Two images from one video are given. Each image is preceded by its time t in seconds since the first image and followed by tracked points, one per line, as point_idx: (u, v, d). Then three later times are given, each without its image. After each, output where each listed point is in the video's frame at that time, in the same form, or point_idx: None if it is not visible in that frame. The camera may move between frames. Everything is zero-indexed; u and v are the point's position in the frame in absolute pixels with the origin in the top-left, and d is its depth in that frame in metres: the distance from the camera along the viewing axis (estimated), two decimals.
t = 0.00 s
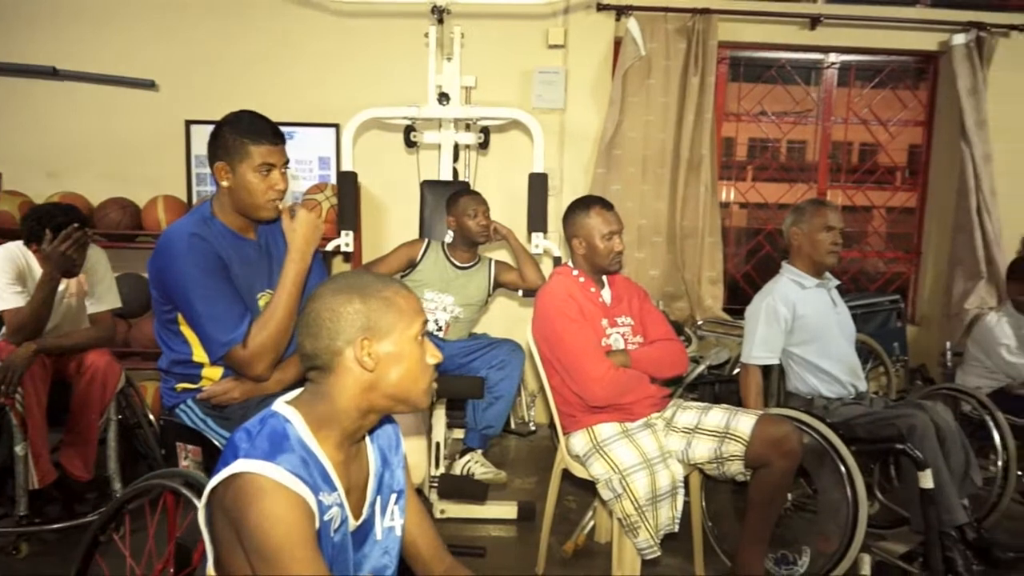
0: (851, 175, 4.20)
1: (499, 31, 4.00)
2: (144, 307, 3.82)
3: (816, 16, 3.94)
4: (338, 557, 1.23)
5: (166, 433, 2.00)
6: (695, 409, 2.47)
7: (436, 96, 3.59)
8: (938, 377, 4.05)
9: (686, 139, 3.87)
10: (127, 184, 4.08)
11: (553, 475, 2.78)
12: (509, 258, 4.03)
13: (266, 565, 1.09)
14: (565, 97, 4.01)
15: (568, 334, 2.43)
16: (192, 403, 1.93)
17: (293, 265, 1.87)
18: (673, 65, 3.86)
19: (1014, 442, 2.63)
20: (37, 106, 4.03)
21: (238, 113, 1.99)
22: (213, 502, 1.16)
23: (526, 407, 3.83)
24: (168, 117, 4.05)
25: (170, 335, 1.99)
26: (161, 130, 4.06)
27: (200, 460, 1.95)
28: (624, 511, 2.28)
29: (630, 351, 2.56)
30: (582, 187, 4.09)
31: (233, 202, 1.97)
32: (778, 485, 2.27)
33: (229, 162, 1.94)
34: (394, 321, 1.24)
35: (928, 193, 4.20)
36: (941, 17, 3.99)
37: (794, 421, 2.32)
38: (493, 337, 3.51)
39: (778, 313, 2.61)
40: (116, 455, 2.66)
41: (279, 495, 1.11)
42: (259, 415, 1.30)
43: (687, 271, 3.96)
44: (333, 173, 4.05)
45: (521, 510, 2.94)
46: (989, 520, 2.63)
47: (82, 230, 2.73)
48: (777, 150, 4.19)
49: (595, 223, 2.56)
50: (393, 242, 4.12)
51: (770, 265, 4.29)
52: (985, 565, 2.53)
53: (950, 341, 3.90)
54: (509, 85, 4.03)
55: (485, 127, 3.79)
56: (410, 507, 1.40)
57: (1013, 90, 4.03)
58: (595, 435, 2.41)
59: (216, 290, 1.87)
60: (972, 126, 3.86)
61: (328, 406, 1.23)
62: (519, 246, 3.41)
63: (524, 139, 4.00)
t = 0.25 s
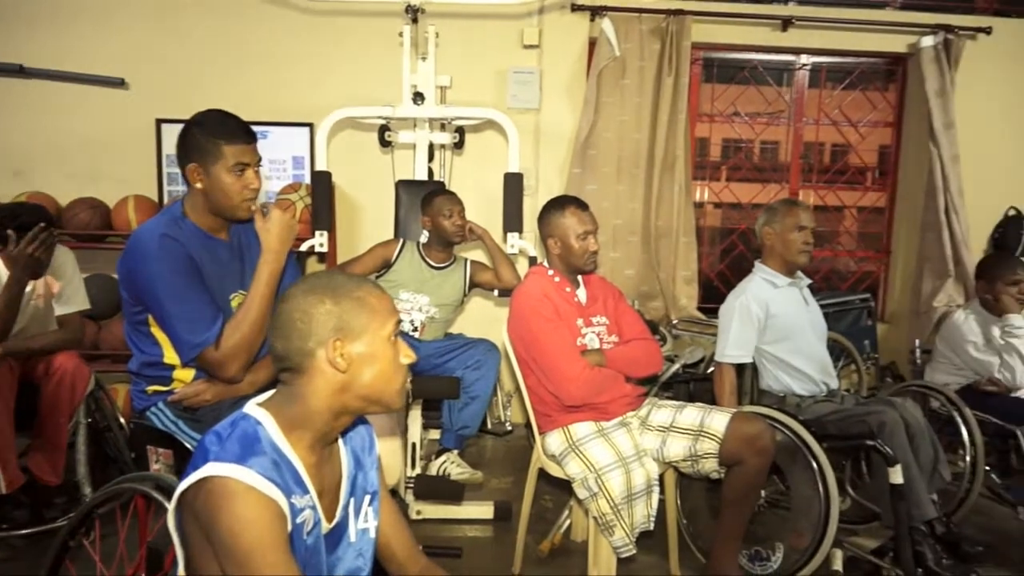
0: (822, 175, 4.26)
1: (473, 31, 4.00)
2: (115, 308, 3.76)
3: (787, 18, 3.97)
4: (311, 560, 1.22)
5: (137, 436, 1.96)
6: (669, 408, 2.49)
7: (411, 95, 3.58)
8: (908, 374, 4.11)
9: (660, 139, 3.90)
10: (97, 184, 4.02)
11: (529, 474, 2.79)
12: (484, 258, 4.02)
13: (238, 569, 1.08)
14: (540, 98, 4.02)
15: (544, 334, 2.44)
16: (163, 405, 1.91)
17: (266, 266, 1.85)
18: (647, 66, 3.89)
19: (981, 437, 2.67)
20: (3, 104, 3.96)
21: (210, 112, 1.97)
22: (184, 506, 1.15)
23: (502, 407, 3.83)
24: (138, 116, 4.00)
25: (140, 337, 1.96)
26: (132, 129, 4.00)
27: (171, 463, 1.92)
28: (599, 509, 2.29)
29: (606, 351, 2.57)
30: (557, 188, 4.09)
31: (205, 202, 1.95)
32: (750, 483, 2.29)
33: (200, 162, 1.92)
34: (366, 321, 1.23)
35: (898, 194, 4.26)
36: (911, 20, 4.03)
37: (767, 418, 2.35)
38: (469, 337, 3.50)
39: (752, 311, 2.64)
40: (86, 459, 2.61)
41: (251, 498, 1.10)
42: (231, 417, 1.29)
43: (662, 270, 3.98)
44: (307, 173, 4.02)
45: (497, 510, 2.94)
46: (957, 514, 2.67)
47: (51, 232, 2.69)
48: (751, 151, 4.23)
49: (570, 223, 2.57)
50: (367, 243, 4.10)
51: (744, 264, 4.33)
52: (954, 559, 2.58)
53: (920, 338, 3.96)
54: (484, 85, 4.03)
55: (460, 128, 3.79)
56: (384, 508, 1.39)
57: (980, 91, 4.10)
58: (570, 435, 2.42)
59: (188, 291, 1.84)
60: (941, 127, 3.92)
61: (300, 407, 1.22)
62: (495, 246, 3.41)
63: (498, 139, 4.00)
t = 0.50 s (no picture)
0: (795, 175, 4.30)
1: (448, 30, 3.99)
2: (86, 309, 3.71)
3: (761, 19, 4.00)
4: (285, 562, 1.21)
5: (108, 439, 1.94)
6: (645, 406, 2.50)
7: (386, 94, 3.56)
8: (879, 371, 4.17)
9: (636, 138, 3.91)
10: (67, 183, 3.96)
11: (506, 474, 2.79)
12: (461, 258, 4.02)
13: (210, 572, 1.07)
14: (516, 97, 4.02)
15: (520, 333, 2.44)
16: (135, 407, 1.88)
17: (240, 266, 1.84)
18: (622, 66, 3.90)
19: (950, 433, 2.71)
20: None
21: (182, 111, 1.95)
22: (155, 510, 1.14)
23: (479, 407, 3.82)
24: (109, 114, 3.94)
25: (111, 339, 1.94)
26: (102, 127, 3.95)
27: (143, 466, 1.89)
28: (576, 508, 2.29)
29: (582, 349, 2.58)
30: (534, 187, 4.10)
31: (177, 202, 1.93)
32: (725, 480, 2.31)
33: (172, 162, 1.90)
34: (340, 321, 1.23)
35: (869, 193, 4.31)
36: (882, 22, 4.08)
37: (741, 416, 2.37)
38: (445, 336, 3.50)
39: (726, 310, 2.66)
40: (56, 463, 2.59)
41: (223, 501, 1.09)
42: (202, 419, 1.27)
43: (638, 269, 4.00)
44: (281, 172, 4.00)
45: (474, 509, 2.95)
46: (927, 508, 2.72)
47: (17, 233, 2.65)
48: (725, 150, 4.26)
49: (546, 222, 2.57)
50: (343, 242, 4.08)
51: (719, 263, 4.36)
52: (924, 552, 2.62)
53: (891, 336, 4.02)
54: (460, 84, 4.02)
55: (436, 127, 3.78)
56: (359, 509, 1.38)
57: (948, 92, 4.16)
58: (547, 433, 2.42)
59: (160, 291, 1.82)
60: (911, 128, 3.98)
61: (273, 408, 1.22)
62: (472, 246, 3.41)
63: (474, 138, 3.99)
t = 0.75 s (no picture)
0: (770, 173, 4.34)
1: (423, 27, 3.97)
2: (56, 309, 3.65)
3: (735, 18, 4.02)
4: (259, 563, 1.20)
5: (78, 441, 1.90)
6: (621, 403, 2.51)
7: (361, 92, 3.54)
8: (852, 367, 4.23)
9: (612, 136, 3.92)
10: (35, 182, 3.90)
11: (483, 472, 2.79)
12: (438, 256, 4.01)
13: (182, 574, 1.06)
14: (492, 95, 4.02)
15: (497, 331, 2.44)
16: (106, 408, 1.86)
17: (212, 264, 1.82)
18: (598, 64, 3.91)
19: (922, 427, 2.75)
20: None
21: (152, 108, 1.92)
22: (126, 511, 1.12)
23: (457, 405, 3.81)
24: (79, 111, 3.88)
25: (81, 338, 1.91)
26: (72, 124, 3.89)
27: (115, 468, 1.85)
28: (553, 505, 2.30)
29: (558, 347, 2.58)
30: (510, 185, 4.09)
31: (148, 200, 1.91)
32: (701, 476, 2.33)
33: (142, 159, 1.87)
34: (313, 318, 1.22)
35: (842, 191, 4.36)
36: (855, 21, 4.12)
37: (716, 412, 2.39)
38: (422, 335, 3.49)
39: (701, 307, 2.67)
40: (26, 464, 2.54)
41: (194, 502, 1.08)
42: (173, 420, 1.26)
43: (615, 267, 4.01)
44: (255, 170, 3.97)
45: (451, 508, 2.94)
46: (899, 502, 2.75)
47: None
48: (700, 149, 4.29)
49: (522, 220, 2.57)
50: (319, 241, 4.05)
51: (695, 260, 4.39)
52: (896, 545, 2.66)
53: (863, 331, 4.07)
54: (435, 82, 4.01)
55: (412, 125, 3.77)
56: (334, 509, 1.38)
57: (919, 91, 4.22)
58: (523, 431, 2.42)
59: (131, 290, 1.80)
60: (882, 126, 4.03)
61: (246, 407, 1.21)
62: (448, 244, 3.41)
63: (450, 136, 3.98)
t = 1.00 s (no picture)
0: (741, 170, 4.38)
1: (396, 23, 3.95)
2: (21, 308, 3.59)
3: (706, 16, 4.05)
4: (229, 564, 1.19)
5: (44, 443, 1.87)
6: (595, 399, 2.52)
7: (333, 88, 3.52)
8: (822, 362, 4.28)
9: (584, 134, 3.93)
10: None
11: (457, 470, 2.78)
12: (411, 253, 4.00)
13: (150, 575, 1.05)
14: (465, 92, 4.01)
15: (471, 328, 2.44)
16: (72, 409, 1.82)
17: (181, 263, 1.79)
18: (570, 62, 3.92)
19: (889, 420, 2.80)
20: None
21: (119, 104, 1.89)
22: (92, 513, 1.11)
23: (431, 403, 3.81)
24: (43, 107, 3.81)
25: (47, 338, 1.88)
26: (36, 120, 3.81)
27: (82, 469, 1.82)
28: (527, 501, 2.30)
29: (532, 344, 2.58)
30: (484, 182, 4.09)
31: (115, 197, 1.88)
32: (674, 471, 2.34)
33: (109, 155, 1.84)
34: (283, 316, 1.21)
35: (812, 188, 4.42)
36: (824, 20, 4.16)
37: (689, 408, 2.40)
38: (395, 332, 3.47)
39: (674, 303, 2.69)
40: None
41: (163, 502, 1.07)
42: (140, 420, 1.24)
43: (588, 264, 4.02)
44: (226, 167, 3.93)
45: (425, 506, 2.94)
46: (868, 495, 2.80)
47: None
48: (673, 146, 4.32)
49: (495, 217, 2.57)
50: (291, 238, 4.02)
51: (667, 257, 4.42)
52: (865, 537, 2.70)
53: (832, 327, 4.13)
54: (407, 78, 3.99)
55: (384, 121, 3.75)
56: (305, 509, 1.37)
57: (886, 89, 4.28)
58: (497, 428, 2.42)
59: (98, 289, 1.77)
60: (851, 124, 4.08)
61: (215, 406, 1.19)
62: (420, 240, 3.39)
63: (423, 132, 3.97)
